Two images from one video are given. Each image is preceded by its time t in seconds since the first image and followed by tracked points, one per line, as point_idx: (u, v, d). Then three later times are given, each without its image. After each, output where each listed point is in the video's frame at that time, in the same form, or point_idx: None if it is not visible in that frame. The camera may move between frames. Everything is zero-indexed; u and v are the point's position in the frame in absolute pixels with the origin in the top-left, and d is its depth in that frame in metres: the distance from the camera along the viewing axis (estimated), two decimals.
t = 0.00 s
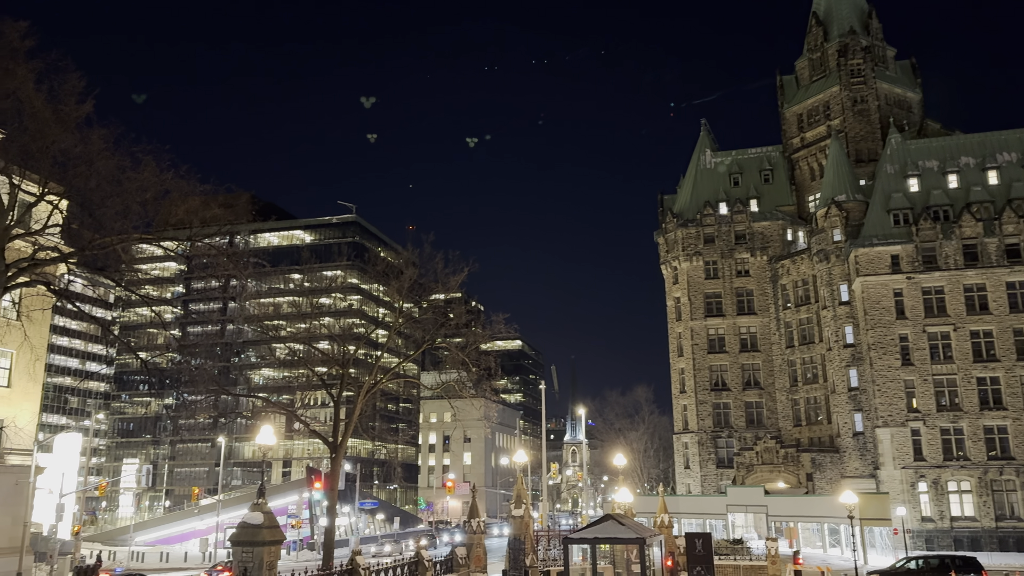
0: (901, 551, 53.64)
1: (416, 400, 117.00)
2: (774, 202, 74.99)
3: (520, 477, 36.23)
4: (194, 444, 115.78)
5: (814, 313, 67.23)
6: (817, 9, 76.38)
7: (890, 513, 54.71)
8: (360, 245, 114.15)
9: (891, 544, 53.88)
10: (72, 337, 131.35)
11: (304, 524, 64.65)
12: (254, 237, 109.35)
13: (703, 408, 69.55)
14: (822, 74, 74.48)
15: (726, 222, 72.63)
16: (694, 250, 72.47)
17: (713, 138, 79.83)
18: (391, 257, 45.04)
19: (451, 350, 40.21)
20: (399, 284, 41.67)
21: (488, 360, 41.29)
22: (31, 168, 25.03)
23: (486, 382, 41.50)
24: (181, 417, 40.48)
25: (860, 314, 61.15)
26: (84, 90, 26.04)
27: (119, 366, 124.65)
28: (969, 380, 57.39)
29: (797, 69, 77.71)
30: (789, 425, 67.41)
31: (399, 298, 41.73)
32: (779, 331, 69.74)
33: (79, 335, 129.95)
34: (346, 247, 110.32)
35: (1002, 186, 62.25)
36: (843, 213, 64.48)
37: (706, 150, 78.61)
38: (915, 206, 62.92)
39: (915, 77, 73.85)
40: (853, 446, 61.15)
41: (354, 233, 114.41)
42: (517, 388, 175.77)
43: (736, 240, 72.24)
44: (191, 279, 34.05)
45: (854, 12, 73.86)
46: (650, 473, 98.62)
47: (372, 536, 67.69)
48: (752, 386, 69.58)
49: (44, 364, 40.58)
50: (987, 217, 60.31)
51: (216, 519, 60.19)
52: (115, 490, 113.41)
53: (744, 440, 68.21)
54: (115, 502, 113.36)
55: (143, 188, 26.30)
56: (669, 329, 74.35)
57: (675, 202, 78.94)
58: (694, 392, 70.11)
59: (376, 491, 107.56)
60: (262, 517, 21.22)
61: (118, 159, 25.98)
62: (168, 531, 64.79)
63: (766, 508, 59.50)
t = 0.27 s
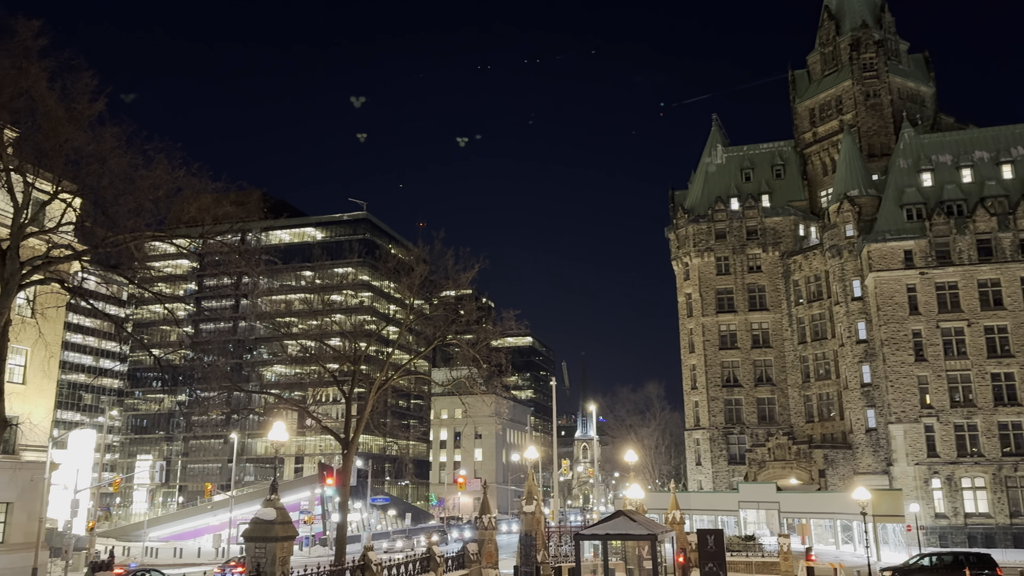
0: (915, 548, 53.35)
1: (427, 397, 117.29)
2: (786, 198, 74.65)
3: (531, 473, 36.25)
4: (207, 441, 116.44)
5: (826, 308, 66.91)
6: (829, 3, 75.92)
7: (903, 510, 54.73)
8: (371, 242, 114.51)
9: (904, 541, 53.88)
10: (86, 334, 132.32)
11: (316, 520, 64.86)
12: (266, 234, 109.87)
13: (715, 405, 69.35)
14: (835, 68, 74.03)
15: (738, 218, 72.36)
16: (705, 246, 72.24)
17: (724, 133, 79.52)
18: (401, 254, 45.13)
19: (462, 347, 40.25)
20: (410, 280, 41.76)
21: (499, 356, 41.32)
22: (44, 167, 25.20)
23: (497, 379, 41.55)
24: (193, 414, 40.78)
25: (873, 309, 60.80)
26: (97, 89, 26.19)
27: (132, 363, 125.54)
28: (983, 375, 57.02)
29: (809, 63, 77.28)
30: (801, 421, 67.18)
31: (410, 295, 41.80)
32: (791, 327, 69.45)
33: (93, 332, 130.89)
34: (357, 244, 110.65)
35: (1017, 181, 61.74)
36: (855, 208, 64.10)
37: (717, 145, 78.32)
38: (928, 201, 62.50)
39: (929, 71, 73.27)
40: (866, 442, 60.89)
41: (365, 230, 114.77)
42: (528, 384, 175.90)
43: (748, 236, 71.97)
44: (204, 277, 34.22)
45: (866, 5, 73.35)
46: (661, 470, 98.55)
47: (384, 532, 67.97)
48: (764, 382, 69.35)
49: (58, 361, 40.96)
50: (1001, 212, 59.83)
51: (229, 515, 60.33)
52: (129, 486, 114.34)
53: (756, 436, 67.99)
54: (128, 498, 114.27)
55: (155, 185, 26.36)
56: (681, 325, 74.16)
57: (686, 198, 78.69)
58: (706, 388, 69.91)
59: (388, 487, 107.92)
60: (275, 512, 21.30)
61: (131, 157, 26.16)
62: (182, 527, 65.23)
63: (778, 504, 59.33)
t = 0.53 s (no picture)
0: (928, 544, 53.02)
1: (438, 393, 117.52)
2: (798, 193, 74.28)
3: (543, 469, 36.26)
4: (220, 437, 117.10)
5: (839, 304, 66.55)
6: None
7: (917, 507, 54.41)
8: (382, 239, 114.77)
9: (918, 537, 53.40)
10: (99, 331, 133.27)
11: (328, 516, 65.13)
12: (278, 231, 110.32)
13: (726, 401, 69.15)
14: (847, 63, 73.56)
15: (749, 213, 72.05)
16: (717, 241, 71.99)
17: (736, 129, 79.18)
18: (412, 250, 45.18)
19: (473, 343, 40.25)
20: (420, 277, 41.78)
21: (510, 353, 41.31)
22: (58, 165, 25.32)
23: (508, 375, 41.59)
24: (207, 410, 41.01)
25: (886, 305, 60.44)
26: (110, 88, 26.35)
27: (146, 360, 126.36)
28: (998, 371, 56.60)
29: (821, 57, 76.82)
30: (814, 417, 66.92)
31: (421, 292, 41.84)
32: (803, 323, 69.14)
33: (106, 329, 131.79)
34: (368, 241, 110.93)
35: None
36: (868, 203, 63.71)
37: (729, 140, 77.99)
38: (941, 195, 62.06)
39: (942, 64, 72.67)
40: (879, 438, 60.59)
41: (376, 227, 115.02)
42: (539, 381, 175.92)
43: (760, 231, 71.67)
44: (216, 275, 34.38)
45: None
46: (672, 466, 98.39)
47: (396, 528, 68.20)
48: (776, 378, 69.08)
49: (73, 358, 41.31)
50: (1016, 207, 59.33)
51: (243, 511, 60.83)
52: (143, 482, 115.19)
53: (768, 432, 67.77)
54: (142, 494, 115.17)
55: (167, 183, 26.53)
56: (692, 321, 73.94)
57: (697, 193, 78.43)
58: (717, 385, 69.71)
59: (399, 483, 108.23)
60: (287, 508, 21.48)
61: (143, 155, 26.33)
62: (195, 522, 65.67)
63: (790, 501, 59.14)
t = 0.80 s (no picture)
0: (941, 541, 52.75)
1: (449, 390, 117.76)
2: (810, 188, 73.93)
3: (553, 465, 36.25)
4: (232, 434, 117.75)
5: (851, 300, 66.20)
6: None
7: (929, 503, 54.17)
8: (392, 236, 115.06)
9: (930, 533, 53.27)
10: (113, 328, 134.24)
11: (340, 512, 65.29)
12: (289, 229, 110.74)
13: (738, 397, 68.97)
14: (859, 57, 73.10)
15: (761, 209, 71.76)
16: (728, 237, 71.73)
17: (747, 124, 78.84)
18: (422, 247, 45.23)
19: (483, 340, 40.25)
20: (431, 274, 41.75)
21: (520, 349, 41.31)
22: (71, 163, 25.49)
23: (519, 371, 41.62)
24: (219, 406, 41.24)
25: (899, 300, 60.08)
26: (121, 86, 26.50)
27: (159, 357, 127.22)
28: (1012, 367, 56.18)
29: (833, 52, 76.37)
30: (826, 414, 66.66)
31: (432, 288, 41.82)
32: (815, 319, 68.84)
33: (120, 327, 132.71)
34: (379, 238, 111.20)
35: None
36: (881, 198, 63.32)
37: (740, 135, 77.67)
38: (955, 190, 61.62)
39: (956, 58, 72.10)
40: (892, 435, 60.31)
41: (387, 224, 115.27)
42: (549, 377, 175.95)
43: (771, 227, 71.36)
44: (229, 272, 34.55)
45: None
46: (683, 463, 98.20)
47: (407, 524, 68.37)
48: (788, 375, 68.84)
49: (86, 356, 41.61)
50: None
51: (255, 507, 61.08)
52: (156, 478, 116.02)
53: (780, 429, 67.57)
54: (156, 490, 115.98)
55: (179, 181, 26.70)
56: (703, 318, 73.73)
57: (708, 189, 78.16)
58: (729, 381, 69.52)
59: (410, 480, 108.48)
60: (300, 504, 21.72)
61: (155, 153, 26.47)
62: (208, 518, 66.15)
63: (802, 497, 58.93)
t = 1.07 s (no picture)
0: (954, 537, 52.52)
1: (459, 387, 117.93)
2: (821, 183, 73.58)
3: (563, 461, 36.22)
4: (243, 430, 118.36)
5: (863, 296, 65.84)
6: None
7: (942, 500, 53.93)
8: (402, 233, 115.20)
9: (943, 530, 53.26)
10: (125, 326, 135.10)
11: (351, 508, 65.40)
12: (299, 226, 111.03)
13: (749, 393, 68.79)
14: (870, 51, 72.59)
15: (771, 205, 71.43)
16: (738, 233, 71.46)
17: (757, 119, 78.48)
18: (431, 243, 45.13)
19: (493, 336, 40.18)
20: (440, 271, 41.38)
21: (530, 346, 41.29)
22: (83, 161, 25.62)
23: (528, 368, 41.62)
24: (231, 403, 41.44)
25: (911, 296, 59.73)
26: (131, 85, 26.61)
27: (170, 354, 127.96)
28: None
29: (844, 46, 75.88)
30: (837, 410, 66.41)
31: (441, 285, 41.55)
32: (827, 315, 68.53)
33: (132, 324, 133.53)
34: (389, 235, 111.37)
35: None
36: (892, 193, 62.93)
37: (750, 130, 77.33)
38: (967, 185, 61.18)
39: (968, 52, 71.54)
40: (904, 431, 60.02)
41: (396, 221, 115.40)
42: (559, 374, 175.92)
43: (782, 222, 71.05)
44: (240, 270, 34.68)
45: None
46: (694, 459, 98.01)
47: (418, 520, 68.54)
48: (799, 371, 68.58)
49: (99, 353, 42.03)
50: None
51: (266, 503, 61.36)
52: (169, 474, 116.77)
53: (791, 425, 67.34)
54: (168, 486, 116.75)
55: (190, 178, 26.85)
56: (713, 314, 73.51)
57: (719, 185, 77.87)
58: (739, 377, 69.32)
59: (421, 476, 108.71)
60: (311, 500, 21.85)
61: (166, 151, 26.57)
62: (220, 514, 66.48)
63: (813, 494, 58.75)
